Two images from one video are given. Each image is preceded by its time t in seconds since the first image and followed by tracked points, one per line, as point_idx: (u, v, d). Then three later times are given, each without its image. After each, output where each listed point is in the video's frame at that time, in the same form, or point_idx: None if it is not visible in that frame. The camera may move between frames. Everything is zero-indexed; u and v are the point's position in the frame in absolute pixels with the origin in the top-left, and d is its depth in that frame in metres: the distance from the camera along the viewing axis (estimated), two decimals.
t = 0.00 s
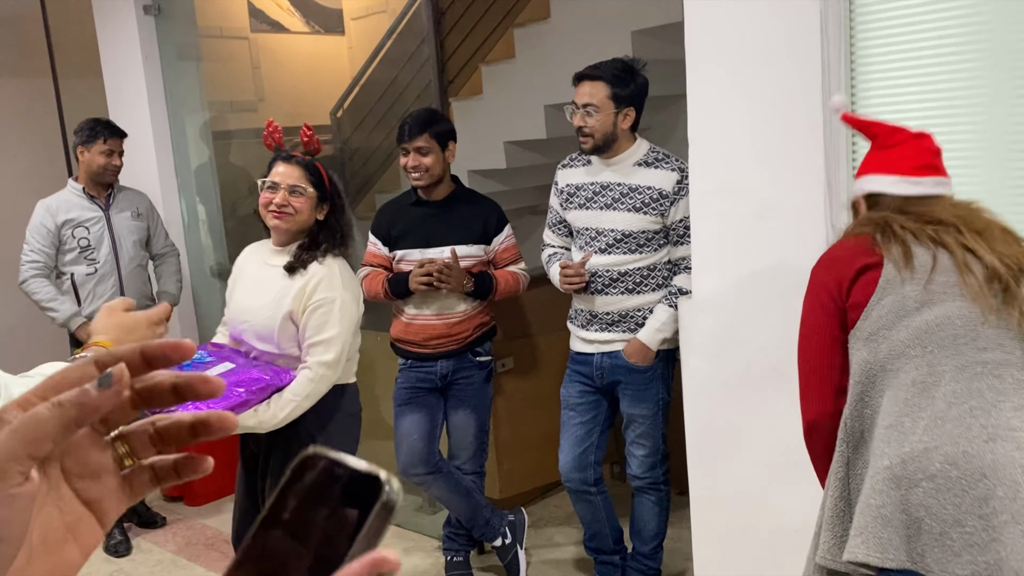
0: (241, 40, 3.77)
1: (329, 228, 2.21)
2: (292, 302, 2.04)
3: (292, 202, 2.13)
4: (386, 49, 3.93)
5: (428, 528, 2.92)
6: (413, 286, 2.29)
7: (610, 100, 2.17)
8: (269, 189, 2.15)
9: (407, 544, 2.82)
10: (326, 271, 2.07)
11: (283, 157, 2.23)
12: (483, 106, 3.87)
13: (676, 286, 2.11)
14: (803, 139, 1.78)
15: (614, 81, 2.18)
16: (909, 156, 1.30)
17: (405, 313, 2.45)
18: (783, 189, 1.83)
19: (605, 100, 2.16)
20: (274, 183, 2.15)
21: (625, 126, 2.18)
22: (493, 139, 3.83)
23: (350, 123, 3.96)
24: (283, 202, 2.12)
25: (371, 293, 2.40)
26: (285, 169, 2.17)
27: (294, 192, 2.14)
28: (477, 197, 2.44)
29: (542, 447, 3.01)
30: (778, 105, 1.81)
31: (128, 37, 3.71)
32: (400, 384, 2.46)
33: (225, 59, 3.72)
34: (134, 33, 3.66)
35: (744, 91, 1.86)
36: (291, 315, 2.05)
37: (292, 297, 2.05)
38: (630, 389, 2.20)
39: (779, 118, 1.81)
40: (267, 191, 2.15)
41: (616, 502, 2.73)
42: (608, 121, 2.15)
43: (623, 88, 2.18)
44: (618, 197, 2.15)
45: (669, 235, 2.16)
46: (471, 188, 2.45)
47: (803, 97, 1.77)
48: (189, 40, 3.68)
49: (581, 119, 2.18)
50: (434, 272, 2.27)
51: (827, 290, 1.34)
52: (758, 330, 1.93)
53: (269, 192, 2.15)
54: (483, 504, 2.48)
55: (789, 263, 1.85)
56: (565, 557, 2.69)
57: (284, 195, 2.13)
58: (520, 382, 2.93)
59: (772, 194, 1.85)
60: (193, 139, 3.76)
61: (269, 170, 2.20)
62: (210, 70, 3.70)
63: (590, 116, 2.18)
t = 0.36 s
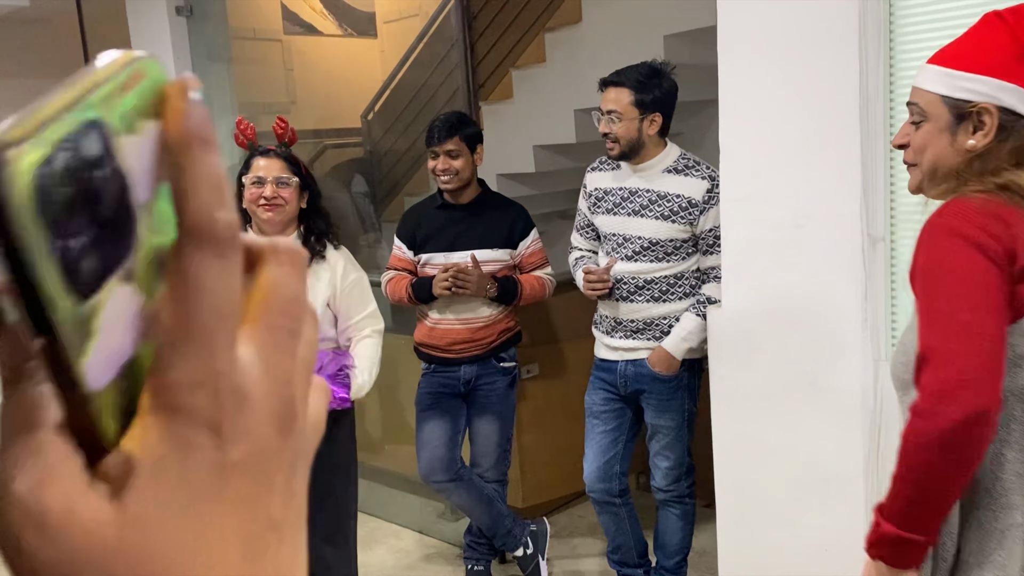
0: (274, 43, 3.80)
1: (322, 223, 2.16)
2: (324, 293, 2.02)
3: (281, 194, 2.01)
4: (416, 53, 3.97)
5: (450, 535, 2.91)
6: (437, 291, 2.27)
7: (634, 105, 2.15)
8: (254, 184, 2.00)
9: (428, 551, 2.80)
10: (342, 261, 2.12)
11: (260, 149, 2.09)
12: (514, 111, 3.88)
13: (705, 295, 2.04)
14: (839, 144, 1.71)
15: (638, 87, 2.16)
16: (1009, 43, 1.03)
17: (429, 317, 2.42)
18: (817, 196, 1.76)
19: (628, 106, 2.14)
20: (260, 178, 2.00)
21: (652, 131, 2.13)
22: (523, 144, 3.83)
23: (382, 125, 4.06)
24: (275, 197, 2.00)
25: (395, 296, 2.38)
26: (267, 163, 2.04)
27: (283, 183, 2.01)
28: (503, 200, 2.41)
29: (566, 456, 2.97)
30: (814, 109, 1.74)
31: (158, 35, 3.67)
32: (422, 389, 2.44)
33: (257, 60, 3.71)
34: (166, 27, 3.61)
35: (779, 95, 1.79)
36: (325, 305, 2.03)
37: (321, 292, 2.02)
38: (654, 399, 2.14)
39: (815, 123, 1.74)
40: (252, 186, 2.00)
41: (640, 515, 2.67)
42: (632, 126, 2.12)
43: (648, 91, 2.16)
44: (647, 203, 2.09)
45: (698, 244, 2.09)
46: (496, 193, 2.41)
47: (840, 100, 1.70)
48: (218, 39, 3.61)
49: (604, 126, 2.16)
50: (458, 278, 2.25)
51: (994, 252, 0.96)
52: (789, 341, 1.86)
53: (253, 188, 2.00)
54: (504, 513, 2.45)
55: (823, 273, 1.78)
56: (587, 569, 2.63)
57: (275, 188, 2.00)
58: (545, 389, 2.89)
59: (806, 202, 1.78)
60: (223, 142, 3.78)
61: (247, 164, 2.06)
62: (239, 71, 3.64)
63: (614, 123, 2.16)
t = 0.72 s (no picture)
0: (306, 47, 3.81)
1: (322, 227, 2.18)
2: (347, 297, 2.16)
3: (290, 201, 2.07)
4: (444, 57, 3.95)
5: (463, 541, 2.92)
6: (451, 298, 2.26)
7: (649, 117, 2.07)
8: (262, 193, 2.06)
9: (441, 557, 2.82)
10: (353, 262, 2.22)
11: (259, 159, 2.14)
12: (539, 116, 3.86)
13: (715, 309, 2.00)
14: (854, 157, 1.67)
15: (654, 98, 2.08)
16: None
17: (442, 324, 2.42)
18: (831, 209, 1.72)
19: (643, 119, 2.07)
20: (267, 185, 2.07)
21: (668, 143, 2.07)
22: (547, 149, 3.82)
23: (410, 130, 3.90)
24: (284, 205, 2.06)
25: (409, 303, 2.39)
26: (271, 171, 2.09)
27: (289, 191, 2.08)
28: (518, 207, 2.41)
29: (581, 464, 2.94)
30: (830, 122, 1.70)
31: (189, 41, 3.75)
32: (434, 395, 2.45)
33: (287, 63, 3.78)
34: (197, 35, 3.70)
35: (795, 107, 1.75)
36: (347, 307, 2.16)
37: (343, 295, 2.15)
38: (659, 412, 2.12)
39: (830, 136, 1.70)
40: (260, 195, 2.06)
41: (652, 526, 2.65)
42: (648, 137, 2.06)
43: (665, 103, 2.08)
44: (660, 214, 2.06)
45: (710, 258, 2.06)
46: (511, 202, 2.41)
47: (857, 113, 1.66)
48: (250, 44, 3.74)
49: (621, 137, 2.10)
50: (473, 284, 2.24)
51: None
52: (801, 355, 1.82)
53: (260, 197, 2.07)
54: (516, 522, 2.44)
55: (835, 288, 1.74)
56: None
57: (282, 195, 2.07)
58: (560, 396, 2.87)
59: (820, 216, 1.74)
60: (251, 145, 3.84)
61: (251, 174, 2.11)
62: (270, 75, 3.77)
63: (630, 133, 2.09)
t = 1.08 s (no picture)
0: (331, 47, 3.71)
1: (341, 230, 2.19)
2: (356, 300, 2.18)
3: (310, 218, 2.08)
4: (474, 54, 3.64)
5: (475, 539, 2.94)
6: (462, 298, 2.29)
7: (668, 117, 2.06)
8: (284, 207, 2.06)
9: (452, 554, 2.85)
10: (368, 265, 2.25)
11: (285, 167, 2.11)
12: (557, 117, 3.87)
13: (717, 317, 2.02)
14: (863, 159, 1.66)
15: (671, 99, 2.06)
16: None
17: (454, 322, 2.44)
18: (841, 211, 1.71)
19: (662, 119, 2.06)
20: (289, 201, 2.06)
21: (688, 142, 2.06)
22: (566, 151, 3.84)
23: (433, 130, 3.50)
24: (304, 223, 2.06)
25: (422, 302, 2.43)
26: (296, 186, 2.07)
27: (311, 208, 2.08)
28: (530, 207, 2.42)
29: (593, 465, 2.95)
30: (839, 123, 1.69)
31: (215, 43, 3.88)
32: (446, 394, 2.47)
33: (312, 64, 3.76)
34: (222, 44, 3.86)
35: (805, 108, 1.75)
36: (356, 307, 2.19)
37: (353, 298, 2.18)
38: (656, 416, 2.13)
39: (840, 137, 1.70)
40: (282, 210, 2.06)
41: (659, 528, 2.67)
42: (667, 137, 2.05)
43: (683, 102, 2.07)
44: (672, 214, 2.06)
45: (719, 263, 2.05)
46: (523, 201, 2.42)
47: (868, 114, 1.65)
48: (273, 45, 3.82)
49: (639, 138, 2.08)
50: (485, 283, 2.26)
51: None
52: (808, 359, 1.81)
53: (283, 210, 2.07)
54: (526, 522, 2.45)
55: (843, 291, 1.73)
56: None
57: (303, 213, 2.06)
58: (573, 397, 2.88)
59: (829, 218, 1.74)
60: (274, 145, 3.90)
61: (276, 183, 2.08)
62: (294, 75, 3.81)
63: (650, 135, 2.08)
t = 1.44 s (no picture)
0: (359, 46, 3.74)
1: (333, 226, 2.23)
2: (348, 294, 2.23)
3: (303, 216, 2.12)
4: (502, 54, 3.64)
5: (496, 535, 2.96)
6: (478, 294, 2.32)
7: (701, 115, 2.04)
8: (277, 205, 2.10)
9: (473, 550, 2.88)
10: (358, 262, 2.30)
11: (278, 167, 2.15)
12: (583, 114, 3.87)
13: (736, 321, 2.01)
14: (884, 156, 1.65)
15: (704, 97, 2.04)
16: None
17: (474, 319, 2.47)
18: (861, 211, 1.70)
19: (696, 118, 2.04)
20: (283, 199, 2.10)
21: (722, 140, 2.04)
22: (592, 149, 3.84)
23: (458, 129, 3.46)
24: (297, 221, 2.11)
25: (442, 297, 2.45)
26: (290, 185, 2.11)
27: (304, 206, 2.12)
28: (550, 206, 2.43)
29: (613, 463, 2.95)
30: (861, 121, 1.68)
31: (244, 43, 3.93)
32: (466, 391, 2.50)
33: (340, 63, 3.81)
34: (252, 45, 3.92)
35: (826, 105, 1.73)
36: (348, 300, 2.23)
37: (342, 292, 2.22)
38: (668, 417, 2.14)
39: (862, 136, 1.68)
40: (276, 208, 2.11)
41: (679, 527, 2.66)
42: (702, 137, 2.02)
43: (717, 99, 2.04)
44: (699, 214, 2.04)
45: (742, 267, 2.03)
46: (544, 199, 2.44)
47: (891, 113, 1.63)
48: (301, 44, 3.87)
49: (673, 138, 2.06)
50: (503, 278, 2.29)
51: None
52: (827, 359, 1.80)
53: (276, 208, 2.11)
54: (545, 519, 2.47)
55: (864, 292, 1.72)
56: None
57: (297, 211, 2.11)
58: (594, 396, 2.88)
59: (850, 217, 1.72)
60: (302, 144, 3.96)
61: (270, 182, 2.13)
62: (321, 74, 3.87)
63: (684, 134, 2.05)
